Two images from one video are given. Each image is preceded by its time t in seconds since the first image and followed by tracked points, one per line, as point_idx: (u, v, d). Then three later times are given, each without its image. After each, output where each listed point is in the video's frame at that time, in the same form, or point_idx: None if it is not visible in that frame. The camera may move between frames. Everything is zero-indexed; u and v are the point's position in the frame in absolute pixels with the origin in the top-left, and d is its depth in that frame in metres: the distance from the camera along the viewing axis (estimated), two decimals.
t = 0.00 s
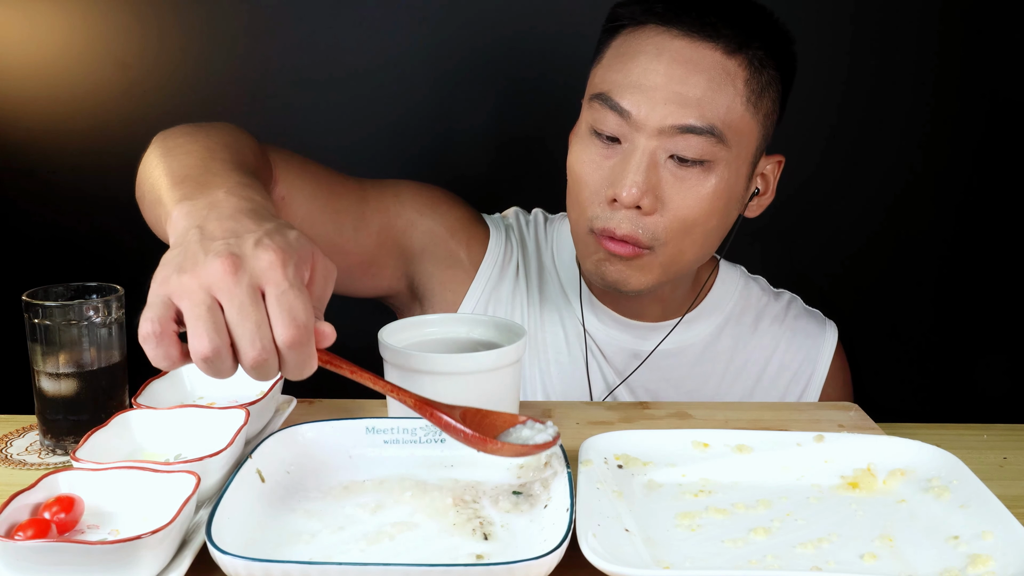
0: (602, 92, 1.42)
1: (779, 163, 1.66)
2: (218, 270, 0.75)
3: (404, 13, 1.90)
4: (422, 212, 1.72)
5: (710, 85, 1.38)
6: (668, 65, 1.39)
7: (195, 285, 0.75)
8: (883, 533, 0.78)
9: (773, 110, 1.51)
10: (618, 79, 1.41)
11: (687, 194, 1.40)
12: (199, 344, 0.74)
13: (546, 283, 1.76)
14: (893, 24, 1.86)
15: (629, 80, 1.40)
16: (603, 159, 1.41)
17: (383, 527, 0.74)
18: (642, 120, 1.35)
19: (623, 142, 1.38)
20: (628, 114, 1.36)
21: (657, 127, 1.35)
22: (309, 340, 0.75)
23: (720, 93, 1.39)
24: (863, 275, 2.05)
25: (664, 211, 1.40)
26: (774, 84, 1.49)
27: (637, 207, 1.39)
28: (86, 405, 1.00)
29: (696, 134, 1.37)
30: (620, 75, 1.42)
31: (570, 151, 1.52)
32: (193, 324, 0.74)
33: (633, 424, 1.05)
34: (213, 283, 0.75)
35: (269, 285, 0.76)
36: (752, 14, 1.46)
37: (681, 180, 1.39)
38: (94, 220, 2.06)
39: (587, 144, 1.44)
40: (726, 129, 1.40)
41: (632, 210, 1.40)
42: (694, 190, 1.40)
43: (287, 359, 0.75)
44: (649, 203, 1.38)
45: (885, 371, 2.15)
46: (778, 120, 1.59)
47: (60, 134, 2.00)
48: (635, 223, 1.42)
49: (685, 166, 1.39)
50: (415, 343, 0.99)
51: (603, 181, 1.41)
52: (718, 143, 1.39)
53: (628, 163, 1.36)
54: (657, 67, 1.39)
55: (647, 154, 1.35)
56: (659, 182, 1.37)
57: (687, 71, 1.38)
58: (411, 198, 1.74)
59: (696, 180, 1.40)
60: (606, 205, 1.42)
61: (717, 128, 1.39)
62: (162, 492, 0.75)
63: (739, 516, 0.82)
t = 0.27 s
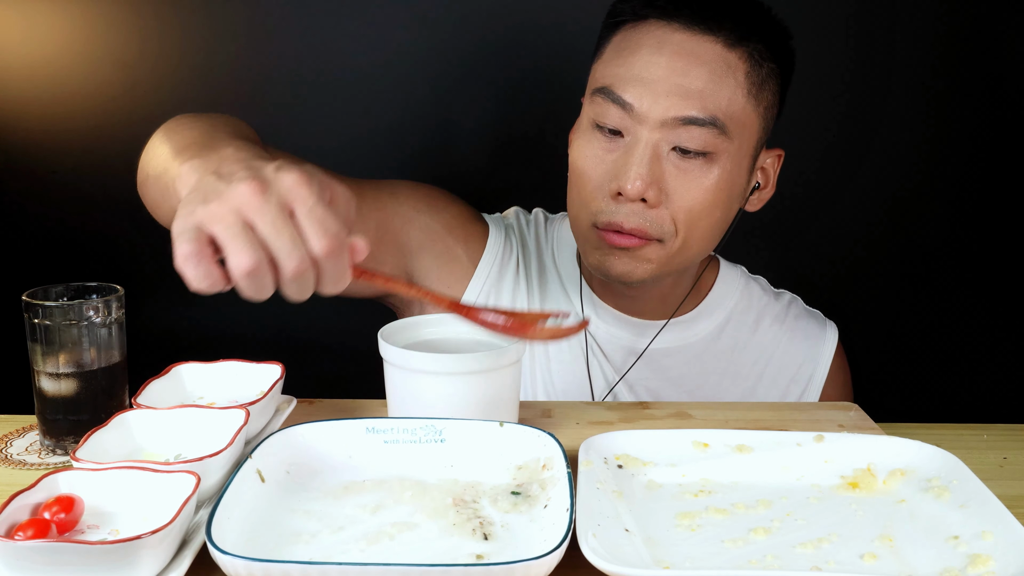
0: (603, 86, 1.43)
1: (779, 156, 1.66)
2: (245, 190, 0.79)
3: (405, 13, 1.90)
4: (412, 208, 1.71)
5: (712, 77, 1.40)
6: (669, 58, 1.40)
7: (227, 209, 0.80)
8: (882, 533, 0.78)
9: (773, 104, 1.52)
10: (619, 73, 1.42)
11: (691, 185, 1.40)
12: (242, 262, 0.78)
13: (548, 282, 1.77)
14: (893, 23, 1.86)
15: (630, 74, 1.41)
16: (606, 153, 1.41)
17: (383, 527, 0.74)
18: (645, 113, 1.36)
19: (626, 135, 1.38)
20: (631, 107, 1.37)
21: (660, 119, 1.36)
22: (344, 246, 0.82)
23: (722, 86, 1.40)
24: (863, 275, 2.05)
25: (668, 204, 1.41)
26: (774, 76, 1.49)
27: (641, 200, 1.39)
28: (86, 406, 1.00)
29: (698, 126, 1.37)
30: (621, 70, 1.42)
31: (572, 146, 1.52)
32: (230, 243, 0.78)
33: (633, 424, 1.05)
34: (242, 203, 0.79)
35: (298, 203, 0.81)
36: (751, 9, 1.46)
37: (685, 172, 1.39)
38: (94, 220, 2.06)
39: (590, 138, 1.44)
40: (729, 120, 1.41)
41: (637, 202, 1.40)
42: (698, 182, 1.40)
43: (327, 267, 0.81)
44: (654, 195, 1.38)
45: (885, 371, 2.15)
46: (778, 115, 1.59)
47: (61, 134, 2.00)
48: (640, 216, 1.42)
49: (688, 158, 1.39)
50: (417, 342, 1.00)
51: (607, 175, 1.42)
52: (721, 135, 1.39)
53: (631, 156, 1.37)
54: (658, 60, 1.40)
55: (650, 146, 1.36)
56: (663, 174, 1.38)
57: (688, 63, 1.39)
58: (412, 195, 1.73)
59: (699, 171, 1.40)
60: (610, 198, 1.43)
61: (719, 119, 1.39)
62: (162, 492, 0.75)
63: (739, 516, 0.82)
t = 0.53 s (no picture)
0: (590, 88, 1.44)
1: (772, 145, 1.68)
2: (367, 136, 0.93)
3: (405, 14, 1.90)
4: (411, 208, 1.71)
5: (696, 72, 1.42)
6: (654, 55, 1.43)
7: (349, 149, 0.92)
8: (883, 533, 0.78)
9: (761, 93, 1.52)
10: (606, 74, 1.45)
11: (681, 180, 1.42)
12: (374, 198, 0.89)
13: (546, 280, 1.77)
14: (892, 24, 1.86)
15: (617, 74, 1.43)
16: (595, 153, 1.43)
17: (383, 527, 0.74)
18: (632, 112, 1.38)
19: (615, 135, 1.40)
20: (618, 107, 1.38)
21: (648, 116, 1.38)
22: (448, 187, 0.96)
23: (707, 79, 1.42)
24: (863, 275, 2.06)
25: (660, 199, 1.43)
26: (761, 66, 1.50)
27: (633, 196, 1.42)
28: (86, 406, 1.00)
29: (687, 120, 1.38)
30: (606, 69, 1.45)
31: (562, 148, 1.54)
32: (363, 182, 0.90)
33: (633, 424, 1.05)
34: (364, 147, 0.92)
35: (404, 147, 0.95)
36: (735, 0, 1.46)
37: (675, 167, 1.41)
38: (94, 220, 2.06)
39: (580, 139, 1.45)
40: (716, 112, 1.42)
41: (628, 199, 1.43)
42: (689, 176, 1.42)
43: (434, 205, 0.95)
44: (645, 192, 1.41)
45: (886, 371, 2.15)
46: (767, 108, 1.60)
47: (61, 134, 2.00)
48: (632, 212, 1.45)
49: (678, 153, 1.40)
50: (416, 342, 1.00)
51: (598, 175, 1.44)
52: (710, 128, 1.40)
53: (622, 155, 1.39)
54: (643, 58, 1.43)
55: (640, 144, 1.38)
56: (654, 171, 1.40)
57: (672, 60, 1.42)
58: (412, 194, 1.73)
59: (689, 166, 1.42)
60: (602, 197, 1.45)
61: (706, 112, 1.40)
62: (162, 493, 0.75)
63: (739, 516, 0.82)
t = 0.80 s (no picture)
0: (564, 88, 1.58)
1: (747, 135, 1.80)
2: (439, 111, 1.04)
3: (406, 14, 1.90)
4: (411, 207, 1.71)
5: (663, 60, 1.51)
6: (620, 51, 1.54)
7: (426, 123, 1.03)
8: (883, 533, 0.78)
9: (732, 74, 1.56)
10: (577, 75, 1.58)
11: (658, 164, 1.50)
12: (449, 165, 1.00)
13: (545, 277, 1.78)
14: (891, 25, 1.86)
15: (587, 72, 1.56)
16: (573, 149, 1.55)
17: (383, 527, 0.74)
18: (602, 107, 1.50)
19: (588, 130, 1.51)
20: (587, 103, 1.51)
21: (616, 108, 1.49)
22: (501, 164, 1.08)
23: (674, 65, 1.51)
24: (863, 275, 2.05)
25: (640, 186, 1.51)
26: (731, 51, 1.56)
27: (612, 186, 1.51)
28: (86, 406, 1.00)
29: (654, 107, 1.48)
30: (578, 72, 1.58)
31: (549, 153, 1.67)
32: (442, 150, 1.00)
33: (633, 424, 1.05)
34: (437, 122, 1.04)
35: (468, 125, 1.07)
36: None
37: (650, 153, 1.49)
38: (94, 220, 2.06)
39: (559, 139, 1.58)
40: (687, 96, 1.50)
41: (607, 190, 1.53)
42: (665, 161, 1.50)
43: (492, 180, 1.06)
44: (622, 180, 1.50)
45: (886, 371, 2.15)
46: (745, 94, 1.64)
47: (62, 134, 2.00)
48: (614, 202, 1.54)
49: (652, 140, 1.49)
50: (416, 342, 1.00)
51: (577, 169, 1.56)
52: (680, 113, 1.49)
53: (596, 147, 1.50)
54: (610, 55, 1.55)
55: (612, 135, 1.48)
56: (630, 159, 1.49)
57: (638, 52, 1.52)
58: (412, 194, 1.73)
59: (665, 151, 1.50)
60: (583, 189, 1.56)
61: (676, 97, 1.49)
62: (162, 493, 0.75)
63: (739, 516, 0.82)
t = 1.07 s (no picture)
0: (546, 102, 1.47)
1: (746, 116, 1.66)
2: (461, 71, 1.10)
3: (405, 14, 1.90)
4: (412, 207, 1.71)
5: (641, 68, 1.44)
6: (598, 60, 1.45)
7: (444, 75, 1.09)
8: (883, 533, 0.78)
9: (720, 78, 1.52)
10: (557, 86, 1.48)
11: (647, 175, 1.42)
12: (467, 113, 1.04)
13: (545, 275, 1.78)
14: (891, 25, 1.86)
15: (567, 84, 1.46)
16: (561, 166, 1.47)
17: (383, 527, 0.74)
18: (586, 119, 1.41)
19: (576, 144, 1.43)
20: (571, 117, 1.42)
21: (601, 120, 1.40)
22: (514, 133, 1.12)
23: (652, 73, 1.44)
24: (863, 274, 2.05)
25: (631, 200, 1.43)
26: (715, 50, 1.51)
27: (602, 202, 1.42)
28: (86, 406, 1.00)
29: (638, 116, 1.40)
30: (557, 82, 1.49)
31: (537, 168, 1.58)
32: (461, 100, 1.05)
33: (633, 424, 1.06)
34: (457, 77, 1.10)
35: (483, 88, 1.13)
36: None
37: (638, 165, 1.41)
38: (94, 220, 2.06)
39: (547, 156, 1.49)
40: (668, 105, 1.43)
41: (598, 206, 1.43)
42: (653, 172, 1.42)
43: (504, 143, 1.09)
44: (613, 195, 1.40)
45: (886, 371, 2.15)
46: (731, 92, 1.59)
47: (62, 134, 2.00)
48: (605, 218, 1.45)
49: (638, 151, 1.41)
50: (416, 342, 1.00)
51: (566, 186, 1.46)
52: (663, 120, 1.42)
53: (585, 162, 1.40)
54: (588, 64, 1.45)
55: (598, 149, 1.40)
56: (618, 172, 1.40)
57: (616, 61, 1.44)
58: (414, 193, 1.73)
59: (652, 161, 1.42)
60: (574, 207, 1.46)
61: (656, 105, 1.42)
62: (162, 493, 0.75)
63: (739, 516, 0.82)
